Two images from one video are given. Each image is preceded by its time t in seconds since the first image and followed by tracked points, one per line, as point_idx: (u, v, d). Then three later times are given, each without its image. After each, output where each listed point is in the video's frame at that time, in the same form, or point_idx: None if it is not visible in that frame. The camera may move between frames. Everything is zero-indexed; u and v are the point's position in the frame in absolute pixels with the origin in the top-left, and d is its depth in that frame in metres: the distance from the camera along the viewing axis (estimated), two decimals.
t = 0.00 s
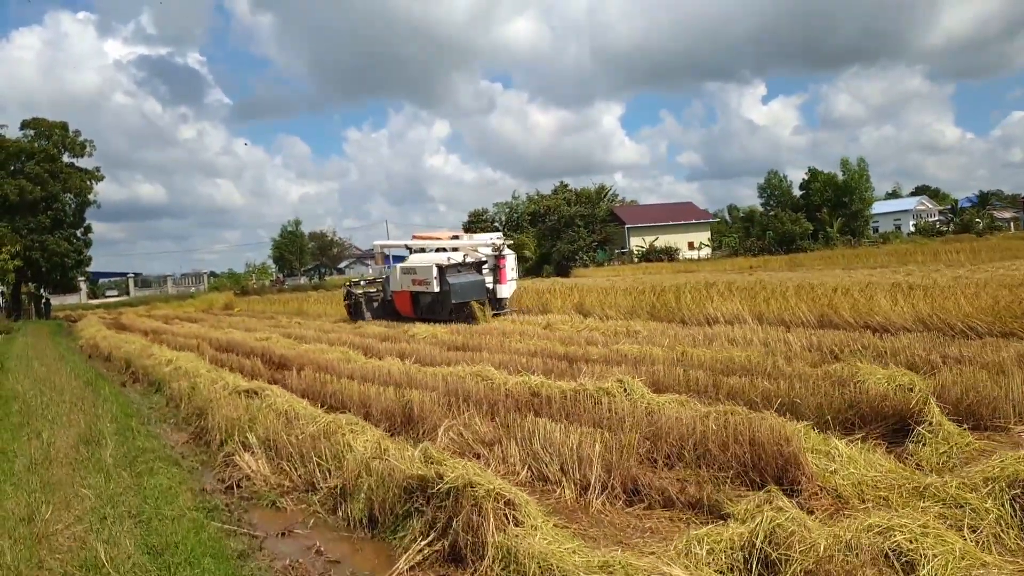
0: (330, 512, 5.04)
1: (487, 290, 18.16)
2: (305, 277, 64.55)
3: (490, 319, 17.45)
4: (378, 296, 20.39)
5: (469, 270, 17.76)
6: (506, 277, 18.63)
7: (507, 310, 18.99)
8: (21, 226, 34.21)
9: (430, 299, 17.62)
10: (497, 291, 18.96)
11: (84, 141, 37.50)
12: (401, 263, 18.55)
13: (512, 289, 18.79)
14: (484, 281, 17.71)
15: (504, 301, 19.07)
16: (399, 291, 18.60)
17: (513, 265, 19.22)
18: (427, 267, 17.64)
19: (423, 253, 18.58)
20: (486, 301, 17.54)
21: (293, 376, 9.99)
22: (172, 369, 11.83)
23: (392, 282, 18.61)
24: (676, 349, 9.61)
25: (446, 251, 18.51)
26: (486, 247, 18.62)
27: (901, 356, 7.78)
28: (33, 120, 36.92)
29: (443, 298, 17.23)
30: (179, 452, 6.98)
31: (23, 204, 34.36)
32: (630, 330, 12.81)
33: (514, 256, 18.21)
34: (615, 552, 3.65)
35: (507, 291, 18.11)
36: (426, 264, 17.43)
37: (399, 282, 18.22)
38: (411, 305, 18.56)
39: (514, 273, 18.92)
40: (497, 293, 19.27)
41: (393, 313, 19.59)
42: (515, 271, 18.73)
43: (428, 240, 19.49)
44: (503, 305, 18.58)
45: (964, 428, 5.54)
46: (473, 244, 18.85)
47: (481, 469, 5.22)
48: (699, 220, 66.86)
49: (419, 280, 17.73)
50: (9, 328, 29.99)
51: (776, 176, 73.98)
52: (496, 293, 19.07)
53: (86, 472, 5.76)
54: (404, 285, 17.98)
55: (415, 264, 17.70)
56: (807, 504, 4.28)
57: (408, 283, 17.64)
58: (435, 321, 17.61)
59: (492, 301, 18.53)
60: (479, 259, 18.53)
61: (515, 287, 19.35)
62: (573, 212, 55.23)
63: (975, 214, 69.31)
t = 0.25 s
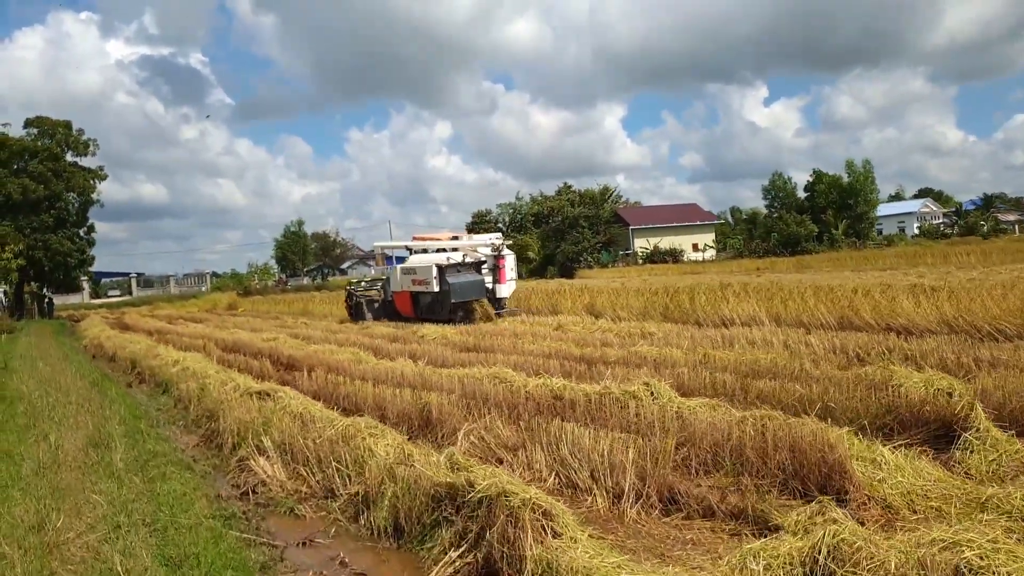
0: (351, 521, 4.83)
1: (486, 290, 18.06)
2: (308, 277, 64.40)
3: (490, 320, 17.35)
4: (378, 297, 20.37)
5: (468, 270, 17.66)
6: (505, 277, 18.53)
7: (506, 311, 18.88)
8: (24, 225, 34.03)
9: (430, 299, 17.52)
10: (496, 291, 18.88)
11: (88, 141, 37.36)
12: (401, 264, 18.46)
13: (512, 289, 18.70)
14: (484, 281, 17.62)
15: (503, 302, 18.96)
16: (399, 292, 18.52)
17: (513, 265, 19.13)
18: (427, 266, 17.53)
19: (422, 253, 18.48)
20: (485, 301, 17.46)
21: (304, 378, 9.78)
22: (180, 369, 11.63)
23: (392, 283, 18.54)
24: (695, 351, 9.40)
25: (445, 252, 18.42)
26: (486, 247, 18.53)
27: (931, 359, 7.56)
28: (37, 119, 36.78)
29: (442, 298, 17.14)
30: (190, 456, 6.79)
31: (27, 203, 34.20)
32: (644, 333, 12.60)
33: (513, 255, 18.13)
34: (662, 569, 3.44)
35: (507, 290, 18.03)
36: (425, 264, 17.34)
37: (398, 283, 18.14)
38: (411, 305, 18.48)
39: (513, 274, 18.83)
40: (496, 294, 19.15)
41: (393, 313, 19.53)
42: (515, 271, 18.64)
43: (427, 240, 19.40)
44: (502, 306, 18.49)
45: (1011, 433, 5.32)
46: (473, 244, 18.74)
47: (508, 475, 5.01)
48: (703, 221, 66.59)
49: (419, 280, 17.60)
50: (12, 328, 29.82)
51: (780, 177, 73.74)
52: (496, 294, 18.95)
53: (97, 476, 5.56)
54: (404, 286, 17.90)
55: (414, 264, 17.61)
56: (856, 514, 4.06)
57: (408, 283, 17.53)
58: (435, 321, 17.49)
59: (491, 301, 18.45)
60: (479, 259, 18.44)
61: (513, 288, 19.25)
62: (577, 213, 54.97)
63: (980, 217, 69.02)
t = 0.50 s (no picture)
0: (378, 535, 4.60)
1: (485, 290, 18.27)
2: (312, 277, 64.19)
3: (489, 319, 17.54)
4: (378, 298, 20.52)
5: (467, 270, 17.87)
6: (504, 277, 18.75)
7: (505, 310, 19.09)
8: (27, 224, 33.82)
9: (429, 299, 17.71)
10: (495, 291, 19.14)
11: (91, 140, 37.14)
12: (401, 265, 18.66)
13: (511, 289, 18.92)
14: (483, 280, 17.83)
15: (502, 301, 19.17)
16: (399, 292, 18.72)
17: (512, 265, 19.34)
18: (427, 267, 17.73)
19: (421, 254, 18.69)
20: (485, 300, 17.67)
21: (316, 381, 9.58)
22: (188, 371, 11.42)
23: (391, 283, 18.75)
24: (719, 354, 9.17)
25: (444, 252, 18.63)
26: (484, 247, 18.75)
27: (968, 363, 7.32)
28: (40, 117, 36.56)
29: (442, 298, 17.34)
30: (203, 464, 6.57)
31: (29, 202, 34.00)
32: (659, 335, 12.40)
33: (512, 255, 18.36)
34: None
35: (505, 290, 18.25)
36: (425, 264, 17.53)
37: (398, 283, 18.35)
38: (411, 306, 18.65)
39: (511, 273, 19.03)
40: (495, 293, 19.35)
41: (393, 314, 19.65)
42: (513, 271, 18.86)
43: (426, 241, 19.60)
44: (501, 305, 18.70)
45: None
46: (472, 244, 18.93)
47: (541, 487, 4.78)
48: (707, 221, 66.35)
49: (419, 281, 17.83)
50: (15, 328, 29.61)
51: (785, 177, 73.45)
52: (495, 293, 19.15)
53: (109, 487, 5.34)
54: (404, 286, 18.10)
55: (414, 264, 17.81)
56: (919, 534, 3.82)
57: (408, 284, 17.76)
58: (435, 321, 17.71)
59: (490, 300, 18.68)
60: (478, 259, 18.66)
61: (512, 288, 19.45)
62: (582, 213, 54.69)
63: (987, 216, 68.66)
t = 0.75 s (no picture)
0: (404, 541, 4.36)
1: (485, 288, 18.52)
2: (316, 276, 63.98)
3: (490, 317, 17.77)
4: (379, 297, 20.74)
5: (467, 268, 18.14)
6: (504, 275, 18.99)
7: (505, 307, 19.34)
8: (31, 222, 33.61)
9: (430, 297, 17.97)
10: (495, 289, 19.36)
11: (95, 137, 36.94)
12: (401, 263, 18.91)
13: (510, 287, 19.17)
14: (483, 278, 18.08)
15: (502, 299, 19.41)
16: (399, 291, 18.98)
17: (512, 263, 19.57)
18: (427, 265, 17.99)
19: (422, 252, 18.95)
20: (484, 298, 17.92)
21: (327, 379, 9.34)
22: (196, 369, 11.20)
23: (392, 281, 19.02)
24: (742, 352, 8.92)
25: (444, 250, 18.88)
26: (484, 245, 18.99)
27: (1006, 361, 7.07)
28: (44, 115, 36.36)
29: (442, 296, 17.60)
30: (216, 464, 6.34)
31: (33, 200, 33.80)
32: (676, 333, 12.17)
33: (512, 253, 18.60)
34: None
35: (505, 287, 18.51)
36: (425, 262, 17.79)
37: (399, 281, 18.60)
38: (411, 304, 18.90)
39: (511, 271, 19.24)
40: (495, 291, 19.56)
41: (394, 312, 19.86)
42: (513, 268, 19.09)
43: (427, 240, 19.82)
44: (501, 302, 18.94)
45: None
46: (472, 243, 19.15)
47: (575, 490, 4.54)
48: (713, 220, 66.03)
49: (419, 279, 18.10)
50: (18, 326, 29.40)
51: (790, 176, 73.11)
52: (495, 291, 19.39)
53: (119, 488, 5.12)
54: (405, 284, 18.36)
55: (414, 263, 18.07)
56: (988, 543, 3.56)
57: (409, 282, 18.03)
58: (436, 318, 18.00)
59: (490, 298, 18.94)
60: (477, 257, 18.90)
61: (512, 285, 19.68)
62: (587, 212, 54.38)
63: (994, 216, 68.20)
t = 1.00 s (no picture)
0: (442, 562, 4.11)
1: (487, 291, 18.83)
2: (321, 278, 63.78)
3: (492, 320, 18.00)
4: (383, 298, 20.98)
5: (470, 271, 18.46)
6: (506, 278, 19.24)
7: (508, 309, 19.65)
8: (37, 224, 33.43)
9: (432, 300, 18.21)
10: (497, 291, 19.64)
11: (100, 139, 36.76)
12: (405, 265, 19.14)
13: (512, 289, 19.39)
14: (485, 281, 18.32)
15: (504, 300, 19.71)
16: (402, 293, 19.22)
17: (514, 265, 19.80)
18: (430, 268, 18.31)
19: (425, 254, 19.26)
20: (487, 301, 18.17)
21: (343, 386, 9.11)
22: (208, 374, 10.97)
23: (395, 283, 19.27)
24: (772, 357, 8.69)
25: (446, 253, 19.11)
26: (486, 248, 19.22)
27: None
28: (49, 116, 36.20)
29: (444, 298, 17.85)
30: (235, 476, 6.10)
31: (39, 202, 33.62)
32: (697, 336, 11.92)
33: (514, 257, 18.83)
34: None
35: (507, 291, 18.76)
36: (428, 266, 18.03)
37: (402, 284, 18.92)
38: (414, 306, 19.13)
39: (513, 273, 19.53)
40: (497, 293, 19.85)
41: (397, 314, 20.08)
42: (515, 272, 19.33)
43: (430, 242, 20.04)
44: (503, 305, 19.19)
45: None
46: (475, 245, 19.44)
47: (621, 508, 4.29)
48: (720, 222, 65.65)
49: (422, 281, 18.42)
50: (24, 328, 29.19)
51: (797, 177, 72.79)
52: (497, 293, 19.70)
53: (137, 504, 4.88)
54: (407, 287, 18.61)
55: (417, 266, 18.30)
56: None
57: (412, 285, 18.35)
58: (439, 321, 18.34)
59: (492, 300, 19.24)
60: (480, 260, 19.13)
61: (514, 287, 19.99)
62: (594, 213, 54.09)
63: (1002, 217, 67.76)
